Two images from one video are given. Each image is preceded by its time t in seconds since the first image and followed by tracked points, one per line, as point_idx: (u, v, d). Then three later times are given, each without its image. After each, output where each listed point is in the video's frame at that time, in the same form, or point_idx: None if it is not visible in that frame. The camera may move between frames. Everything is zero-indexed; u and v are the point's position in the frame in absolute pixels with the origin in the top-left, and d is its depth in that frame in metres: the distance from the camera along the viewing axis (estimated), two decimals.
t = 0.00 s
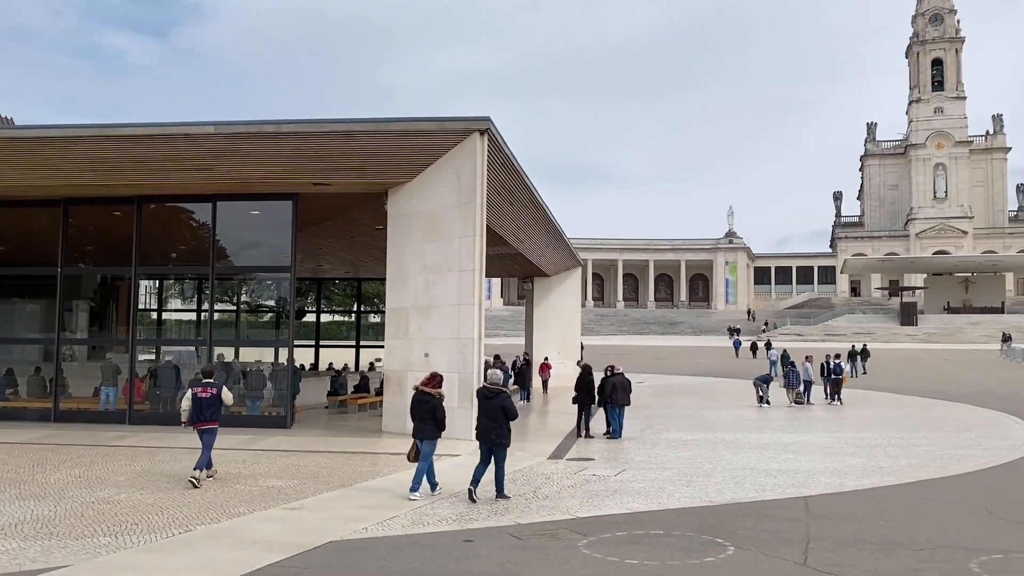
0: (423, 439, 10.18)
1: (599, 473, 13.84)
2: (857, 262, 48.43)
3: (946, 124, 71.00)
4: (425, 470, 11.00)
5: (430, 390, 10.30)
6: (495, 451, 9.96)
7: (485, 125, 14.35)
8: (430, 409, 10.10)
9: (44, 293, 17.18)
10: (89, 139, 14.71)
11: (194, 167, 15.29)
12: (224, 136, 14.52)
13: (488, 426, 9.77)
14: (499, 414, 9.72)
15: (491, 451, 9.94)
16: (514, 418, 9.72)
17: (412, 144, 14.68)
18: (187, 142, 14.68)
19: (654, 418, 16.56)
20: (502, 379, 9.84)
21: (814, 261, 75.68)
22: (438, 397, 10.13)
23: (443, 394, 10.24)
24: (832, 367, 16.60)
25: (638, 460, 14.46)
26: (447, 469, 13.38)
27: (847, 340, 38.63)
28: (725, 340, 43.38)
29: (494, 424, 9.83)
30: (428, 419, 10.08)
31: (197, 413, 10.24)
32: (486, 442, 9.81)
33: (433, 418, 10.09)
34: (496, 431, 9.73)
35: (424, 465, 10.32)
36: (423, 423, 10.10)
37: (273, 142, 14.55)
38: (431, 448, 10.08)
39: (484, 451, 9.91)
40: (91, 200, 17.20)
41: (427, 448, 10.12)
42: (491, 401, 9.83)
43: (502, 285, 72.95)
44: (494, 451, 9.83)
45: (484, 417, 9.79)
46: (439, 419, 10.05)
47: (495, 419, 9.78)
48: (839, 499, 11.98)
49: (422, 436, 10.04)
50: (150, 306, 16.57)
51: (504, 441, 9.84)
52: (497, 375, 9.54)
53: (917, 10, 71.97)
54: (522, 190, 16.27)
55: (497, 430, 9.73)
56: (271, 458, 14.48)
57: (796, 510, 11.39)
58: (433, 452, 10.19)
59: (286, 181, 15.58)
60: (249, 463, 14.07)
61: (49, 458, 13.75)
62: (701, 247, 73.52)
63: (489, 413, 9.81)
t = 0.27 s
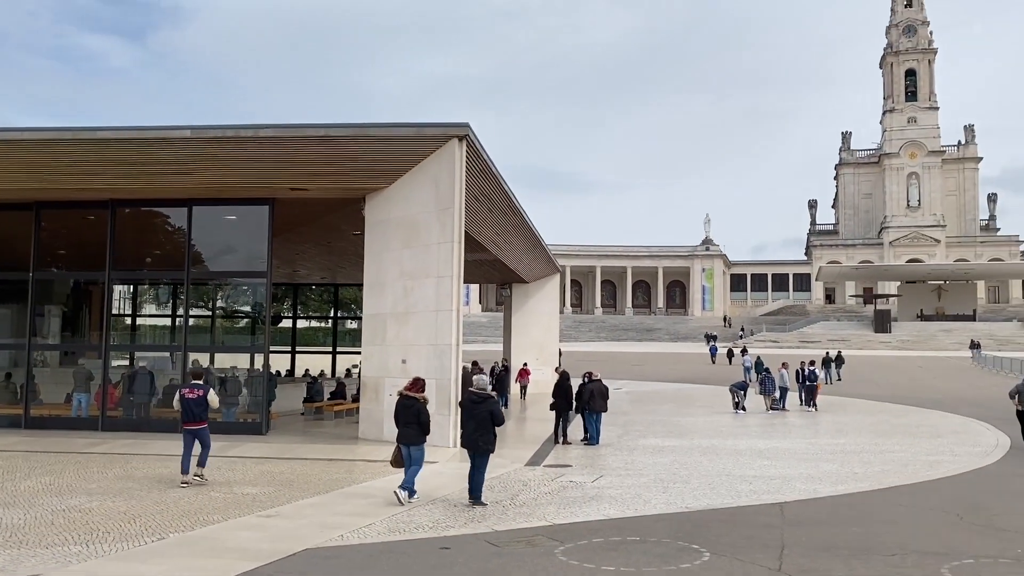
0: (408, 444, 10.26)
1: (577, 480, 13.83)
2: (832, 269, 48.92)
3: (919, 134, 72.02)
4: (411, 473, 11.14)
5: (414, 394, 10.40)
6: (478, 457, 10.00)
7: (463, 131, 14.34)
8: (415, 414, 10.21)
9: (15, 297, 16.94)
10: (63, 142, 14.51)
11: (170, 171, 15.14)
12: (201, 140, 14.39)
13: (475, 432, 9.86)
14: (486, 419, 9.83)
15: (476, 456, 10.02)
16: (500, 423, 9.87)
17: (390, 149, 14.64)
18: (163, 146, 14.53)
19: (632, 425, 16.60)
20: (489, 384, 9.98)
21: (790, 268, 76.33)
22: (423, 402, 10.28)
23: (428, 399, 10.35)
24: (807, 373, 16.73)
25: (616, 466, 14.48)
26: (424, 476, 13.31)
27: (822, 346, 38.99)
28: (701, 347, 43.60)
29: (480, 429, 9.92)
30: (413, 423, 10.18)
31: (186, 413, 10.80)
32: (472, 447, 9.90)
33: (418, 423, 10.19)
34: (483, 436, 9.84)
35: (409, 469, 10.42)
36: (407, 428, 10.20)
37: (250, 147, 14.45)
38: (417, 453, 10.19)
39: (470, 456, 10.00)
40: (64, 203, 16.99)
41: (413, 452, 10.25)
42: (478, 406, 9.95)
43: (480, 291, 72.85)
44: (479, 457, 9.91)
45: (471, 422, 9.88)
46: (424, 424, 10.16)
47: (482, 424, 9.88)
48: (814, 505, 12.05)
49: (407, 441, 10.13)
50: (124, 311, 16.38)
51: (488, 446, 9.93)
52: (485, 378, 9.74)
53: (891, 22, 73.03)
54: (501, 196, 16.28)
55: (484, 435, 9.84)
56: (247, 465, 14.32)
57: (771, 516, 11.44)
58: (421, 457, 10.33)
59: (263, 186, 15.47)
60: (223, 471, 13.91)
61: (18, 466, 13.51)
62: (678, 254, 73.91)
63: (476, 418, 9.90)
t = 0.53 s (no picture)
0: (391, 449, 10.35)
1: (553, 487, 13.79)
2: (807, 277, 49.34)
3: (893, 144, 72.94)
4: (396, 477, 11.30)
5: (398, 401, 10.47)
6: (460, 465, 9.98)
7: (441, 137, 14.28)
8: (398, 421, 10.28)
9: None
10: (36, 145, 14.31)
11: (145, 175, 14.97)
12: (176, 144, 14.24)
13: (456, 440, 9.84)
14: (468, 428, 9.84)
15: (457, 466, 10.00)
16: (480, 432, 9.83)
17: (367, 154, 14.56)
18: (138, 150, 14.37)
19: (609, 432, 16.59)
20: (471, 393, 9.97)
21: (766, 276, 76.90)
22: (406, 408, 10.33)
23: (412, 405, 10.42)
24: (782, 381, 16.83)
25: (592, 473, 14.46)
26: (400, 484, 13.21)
27: (797, 353, 39.26)
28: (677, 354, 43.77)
29: (462, 437, 9.90)
30: (395, 430, 10.27)
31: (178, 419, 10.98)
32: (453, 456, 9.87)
33: (401, 429, 10.28)
34: (465, 445, 9.82)
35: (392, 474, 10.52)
36: (390, 434, 10.30)
37: (226, 151, 14.32)
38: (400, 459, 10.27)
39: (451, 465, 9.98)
40: (36, 207, 16.76)
41: (397, 459, 10.37)
42: (461, 414, 9.95)
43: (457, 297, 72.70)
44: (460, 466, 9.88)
45: (452, 430, 9.88)
46: (407, 431, 10.24)
47: (464, 433, 9.87)
48: (789, 511, 12.09)
49: (390, 447, 10.23)
50: (97, 316, 16.15)
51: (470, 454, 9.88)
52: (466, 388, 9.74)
53: (865, 33, 73.98)
54: (479, 203, 16.24)
55: (466, 444, 9.84)
56: (220, 473, 14.14)
57: (747, 523, 11.46)
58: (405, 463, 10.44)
59: (239, 190, 15.34)
60: (197, 478, 13.73)
61: None
62: (656, 261, 74.23)
63: (458, 426, 9.90)
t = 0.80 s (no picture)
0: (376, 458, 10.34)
1: (530, 494, 13.77)
2: (782, 285, 49.78)
3: (867, 153, 73.85)
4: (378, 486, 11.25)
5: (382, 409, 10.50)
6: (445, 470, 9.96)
7: (419, 143, 14.26)
8: (382, 428, 10.29)
9: None
10: (8, 148, 14.11)
11: (119, 179, 14.80)
12: (151, 149, 14.10)
13: (439, 444, 9.83)
14: (451, 431, 9.86)
15: (442, 471, 9.96)
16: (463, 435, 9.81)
17: (344, 160, 14.51)
18: (112, 154, 14.21)
19: (586, 438, 16.62)
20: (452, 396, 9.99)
21: (743, 283, 77.47)
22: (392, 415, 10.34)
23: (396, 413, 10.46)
24: (757, 387, 16.94)
25: (569, 480, 14.46)
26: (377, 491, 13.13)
27: (772, 360, 39.57)
28: (654, 360, 43.95)
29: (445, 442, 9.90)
30: (381, 437, 10.27)
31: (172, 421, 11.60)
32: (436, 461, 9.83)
33: (386, 436, 10.28)
34: (448, 449, 9.82)
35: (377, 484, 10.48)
36: (375, 442, 10.29)
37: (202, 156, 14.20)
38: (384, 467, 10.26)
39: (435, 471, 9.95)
40: (8, 211, 16.53)
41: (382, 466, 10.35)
42: (443, 418, 9.97)
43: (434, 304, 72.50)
44: (444, 471, 9.85)
45: (435, 434, 9.88)
46: (392, 437, 10.26)
47: (447, 437, 9.88)
48: (764, 517, 12.17)
49: (375, 455, 10.22)
50: (69, 322, 15.94)
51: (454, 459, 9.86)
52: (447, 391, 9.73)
53: (839, 43, 74.88)
54: (457, 209, 16.23)
55: (450, 447, 9.83)
56: (194, 481, 13.97)
57: (722, 529, 11.50)
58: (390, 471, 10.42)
59: (216, 196, 15.21)
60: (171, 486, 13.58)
61: None
62: (633, 268, 74.53)
63: (441, 430, 9.91)
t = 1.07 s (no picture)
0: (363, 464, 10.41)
1: (508, 501, 13.75)
2: (758, 292, 50.15)
3: (841, 162, 74.75)
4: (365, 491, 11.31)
5: (370, 415, 10.60)
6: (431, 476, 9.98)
7: (398, 150, 14.25)
8: (369, 434, 10.39)
9: None
10: None
11: (95, 184, 14.66)
12: (127, 154, 13.98)
13: (423, 450, 9.84)
14: (434, 437, 9.86)
15: (428, 477, 10.00)
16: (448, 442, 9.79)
17: (322, 167, 14.48)
18: (88, 159, 14.08)
19: (563, 445, 16.64)
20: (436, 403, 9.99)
21: (719, 291, 77.96)
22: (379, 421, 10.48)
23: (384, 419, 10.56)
24: (734, 394, 17.04)
25: (547, 487, 14.45)
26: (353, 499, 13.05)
27: (748, 367, 39.85)
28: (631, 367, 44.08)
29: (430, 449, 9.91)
30: (367, 443, 10.34)
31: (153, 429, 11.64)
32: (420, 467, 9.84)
33: (373, 442, 10.36)
34: (433, 456, 9.82)
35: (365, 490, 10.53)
36: (361, 447, 10.36)
37: (179, 161, 14.09)
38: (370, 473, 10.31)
39: (420, 476, 9.98)
40: None
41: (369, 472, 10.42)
42: (426, 425, 9.98)
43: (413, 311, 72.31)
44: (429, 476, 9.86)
45: (419, 441, 9.89)
46: (378, 443, 10.33)
47: (430, 443, 9.88)
48: (740, 524, 12.24)
49: (361, 460, 10.27)
50: (42, 328, 15.79)
51: (440, 466, 9.88)
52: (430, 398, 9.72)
53: (815, 54, 75.77)
54: (435, 216, 16.22)
55: (433, 453, 9.83)
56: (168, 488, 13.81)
57: (699, 536, 11.56)
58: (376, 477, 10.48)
59: (192, 201, 15.10)
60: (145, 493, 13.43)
61: None
62: (611, 275, 74.74)
63: (425, 437, 9.92)
